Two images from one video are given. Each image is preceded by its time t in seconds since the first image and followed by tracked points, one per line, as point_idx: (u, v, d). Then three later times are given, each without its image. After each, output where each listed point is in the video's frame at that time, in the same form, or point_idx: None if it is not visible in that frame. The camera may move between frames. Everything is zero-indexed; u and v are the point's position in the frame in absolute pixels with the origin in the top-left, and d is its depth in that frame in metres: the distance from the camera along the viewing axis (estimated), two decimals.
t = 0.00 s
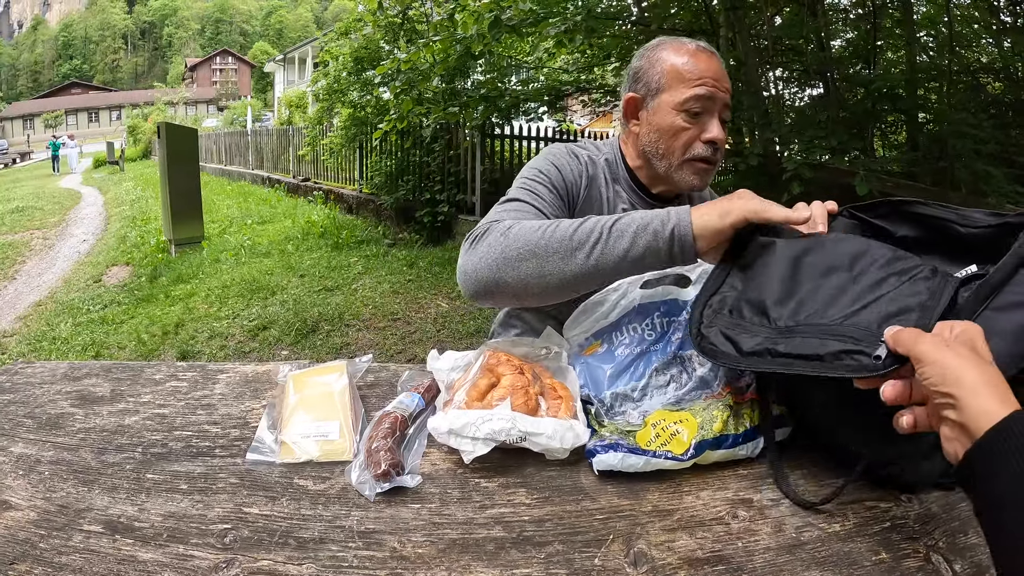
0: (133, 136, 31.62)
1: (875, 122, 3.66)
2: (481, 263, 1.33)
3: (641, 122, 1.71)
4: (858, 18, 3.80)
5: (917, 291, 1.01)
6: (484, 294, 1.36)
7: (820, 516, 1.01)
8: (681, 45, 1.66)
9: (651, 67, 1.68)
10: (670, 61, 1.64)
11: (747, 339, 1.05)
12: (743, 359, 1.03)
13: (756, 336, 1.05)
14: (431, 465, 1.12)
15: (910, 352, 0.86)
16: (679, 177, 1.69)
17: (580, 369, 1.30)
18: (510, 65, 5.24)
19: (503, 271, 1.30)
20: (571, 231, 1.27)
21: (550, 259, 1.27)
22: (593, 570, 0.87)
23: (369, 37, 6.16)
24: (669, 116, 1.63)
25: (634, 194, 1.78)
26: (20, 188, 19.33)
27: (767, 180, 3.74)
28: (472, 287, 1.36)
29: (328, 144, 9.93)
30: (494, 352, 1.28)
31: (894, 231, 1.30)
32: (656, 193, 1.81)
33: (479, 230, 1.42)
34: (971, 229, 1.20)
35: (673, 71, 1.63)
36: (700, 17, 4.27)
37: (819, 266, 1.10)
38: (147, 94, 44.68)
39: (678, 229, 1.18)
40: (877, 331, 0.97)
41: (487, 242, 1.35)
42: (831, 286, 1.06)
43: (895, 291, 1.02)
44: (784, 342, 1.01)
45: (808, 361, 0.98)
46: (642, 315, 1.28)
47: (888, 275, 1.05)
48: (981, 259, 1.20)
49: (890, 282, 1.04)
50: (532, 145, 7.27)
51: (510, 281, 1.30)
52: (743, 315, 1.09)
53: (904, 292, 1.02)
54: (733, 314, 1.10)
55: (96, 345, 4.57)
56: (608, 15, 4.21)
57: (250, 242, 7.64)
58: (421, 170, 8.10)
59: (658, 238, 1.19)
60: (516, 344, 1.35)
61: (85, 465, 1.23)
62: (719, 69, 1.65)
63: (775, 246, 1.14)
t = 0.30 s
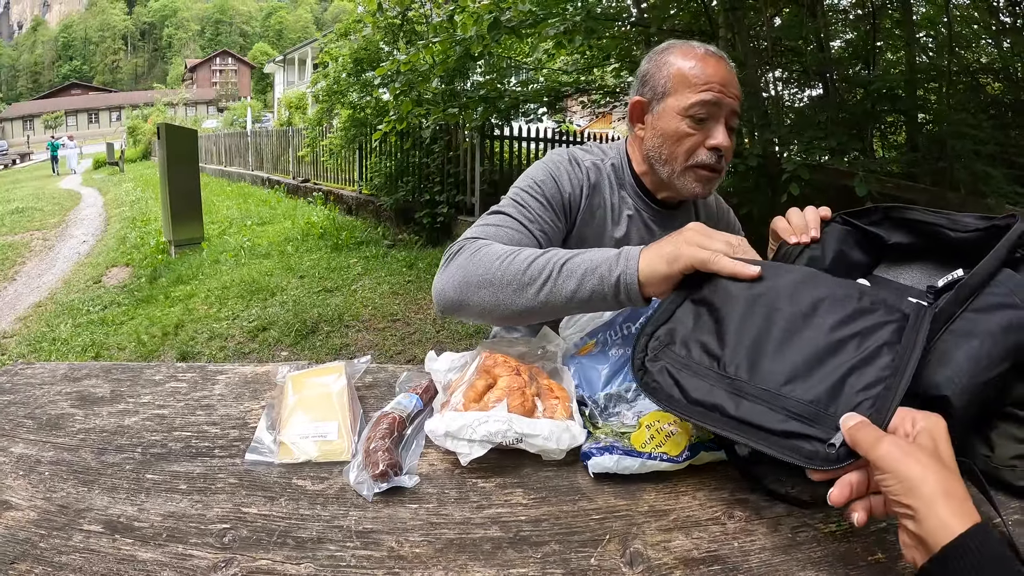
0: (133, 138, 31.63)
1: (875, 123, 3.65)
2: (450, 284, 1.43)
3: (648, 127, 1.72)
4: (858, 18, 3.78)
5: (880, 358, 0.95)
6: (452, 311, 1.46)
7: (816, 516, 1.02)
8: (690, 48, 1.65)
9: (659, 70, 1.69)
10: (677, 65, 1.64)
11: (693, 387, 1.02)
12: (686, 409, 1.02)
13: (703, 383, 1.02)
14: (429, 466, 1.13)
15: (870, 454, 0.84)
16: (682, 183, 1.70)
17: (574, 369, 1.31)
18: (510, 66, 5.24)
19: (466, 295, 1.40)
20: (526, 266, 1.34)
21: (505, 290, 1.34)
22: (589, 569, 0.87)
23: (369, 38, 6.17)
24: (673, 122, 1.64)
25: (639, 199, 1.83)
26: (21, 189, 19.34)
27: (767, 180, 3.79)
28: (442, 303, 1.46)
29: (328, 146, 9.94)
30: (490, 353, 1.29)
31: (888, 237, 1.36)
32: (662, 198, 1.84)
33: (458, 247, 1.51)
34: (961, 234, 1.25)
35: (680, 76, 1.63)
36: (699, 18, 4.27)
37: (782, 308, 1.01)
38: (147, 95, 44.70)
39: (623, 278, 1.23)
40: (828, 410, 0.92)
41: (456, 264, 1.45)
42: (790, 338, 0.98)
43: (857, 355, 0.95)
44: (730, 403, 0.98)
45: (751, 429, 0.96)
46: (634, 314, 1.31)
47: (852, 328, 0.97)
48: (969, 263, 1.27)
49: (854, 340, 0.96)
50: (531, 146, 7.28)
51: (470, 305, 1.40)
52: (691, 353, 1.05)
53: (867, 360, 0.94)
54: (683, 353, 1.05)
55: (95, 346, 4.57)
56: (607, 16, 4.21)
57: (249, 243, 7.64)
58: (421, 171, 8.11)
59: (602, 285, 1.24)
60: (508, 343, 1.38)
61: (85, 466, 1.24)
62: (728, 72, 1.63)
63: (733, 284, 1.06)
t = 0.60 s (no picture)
0: (133, 139, 31.63)
1: (875, 123, 3.64)
2: (445, 303, 1.43)
3: (657, 133, 1.71)
4: (858, 19, 3.81)
5: (887, 395, 0.93)
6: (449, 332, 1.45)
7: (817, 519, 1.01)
8: (701, 52, 1.64)
9: (668, 74, 1.67)
10: (688, 69, 1.62)
11: (697, 418, 0.99)
12: (689, 441, 0.99)
13: (707, 414, 0.99)
14: (428, 469, 1.13)
15: (885, 499, 0.84)
16: (691, 191, 1.70)
17: (574, 369, 1.32)
18: (510, 67, 5.23)
19: (461, 314, 1.39)
20: (518, 283, 1.33)
21: (498, 309, 1.33)
22: (590, 573, 0.87)
23: (369, 39, 6.16)
24: (683, 130, 1.64)
25: (645, 207, 1.82)
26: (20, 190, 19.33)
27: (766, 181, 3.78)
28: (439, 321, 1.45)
29: (328, 147, 9.94)
30: (490, 355, 1.29)
31: (887, 240, 1.36)
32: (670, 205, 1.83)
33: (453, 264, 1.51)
34: (958, 235, 1.26)
35: (690, 82, 1.62)
36: (699, 18, 4.26)
37: (789, 338, 0.97)
38: (147, 96, 44.70)
39: (616, 289, 1.22)
40: (835, 450, 0.90)
41: (452, 284, 1.44)
42: (798, 370, 0.95)
43: (865, 391, 0.93)
44: (736, 439, 0.96)
45: (756, 467, 0.94)
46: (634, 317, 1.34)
47: (860, 361, 0.94)
48: (967, 263, 1.27)
49: (863, 375, 0.94)
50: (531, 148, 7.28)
51: (466, 324, 1.39)
52: (694, 381, 1.02)
53: (874, 400, 0.93)
54: (687, 381, 1.03)
55: (95, 347, 4.57)
56: (607, 17, 4.21)
57: (249, 244, 7.64)
58: (421, 172, 8.11)
59: (596, 297, 1.24)
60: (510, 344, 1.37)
61: (83, 468, 1.23)
62: (740, 78, 1.62)
63: (739, 312, 1.02)
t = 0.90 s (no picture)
0: (133, 140, 31.64)
1: (875, 124, 3.65)
2: (449, 295, 1.35)
3: (660, 133, 1.71)
4: (858, 19, 3.87)
5: (899, 399, 0.93)
6: (458, 327, 1.37)
7: (817, 521, 1.01)
8: (708, 55, 1.62)
9: (673, 74, 1.66)
10: (692, 71, 1.62)
11: (715, 433, 1.02)
12: (708, 458, 1.02)
13: (723, 430, 1.02)
14: (429, 471, 1.13)
15: (903, 502, 0.85)
16: (690, 191, 1.70)
17: (574, 371, 1.32)
18: (510, 68, 5.22)
19: (466, 305, 1.30)
20: (521, 264, 1.23)
21: (505, 294, 1.24)
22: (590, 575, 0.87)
23: (369, 40, 6.17)
24: (684, 132, 1.63)
25: (649, 207, 1.83)
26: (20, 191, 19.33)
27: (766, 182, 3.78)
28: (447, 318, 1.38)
29: (328, 148, 9.95)
30: (491, 358, 1.27)
31: (890, 245, 1.36)
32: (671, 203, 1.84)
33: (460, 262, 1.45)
34: (962, 239, 1.26)
35: (694, 84, 1.61)
36: (699, 19, 4.26)
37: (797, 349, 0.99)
38: (147, 97, 44.70)
39: (625, 259, 1.10)
40: (849, 457, 0.91)
41: (455, 276, 1.36)
42: (808, 382, 0.97)
43: (875, 397, 0.94)
44: (752, 452, 0.98)
45: (774, 479, 0.95)
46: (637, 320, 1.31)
47: (869, 367, 0.96)
48: (968, 268, 1.29)
49: (873, 380, 0.95)
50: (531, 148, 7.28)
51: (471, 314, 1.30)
52: (710, 398, 1.05)
53: (887, 403, 0.93)
54: (701, 398, 1.05)
55: (95, 348, 4.57)
56: (607, 18, 4.22)
57: (249, 245, 7.64)
58: (421, 173, 8.12)
59: (604, 268, 1.12)
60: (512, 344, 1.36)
61: (84, 470, 1.24)
62: (746, 82, 1.60)
63: (751, 329, 1.05)
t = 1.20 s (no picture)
0: (133, 141, 31.66)
1: (875, 125, 3.65)
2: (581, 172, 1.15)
3: (644, 126, 1.68)
4: (858, 20, 3.86)
5: (900, 409, 0.92)
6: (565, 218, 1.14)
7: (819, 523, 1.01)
8: (695, 51, 1.61)
9: (660, 69, 1.65)
10: (678, 63, 1.60)
11: (713, 444, 1.01)
12: (705, 469, 1.01)
13: (721, 441, 1.01)
14: (431, 472, 1.12)
15: (904, 518, 0.83)
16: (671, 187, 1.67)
17: (575, 373, 1.31)
18: (510, 69, 5.21)
19: (614, 191, 1.12)
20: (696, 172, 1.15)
21: (675, 191, 1.12)
22: None
23: (370, 40, 6.18)
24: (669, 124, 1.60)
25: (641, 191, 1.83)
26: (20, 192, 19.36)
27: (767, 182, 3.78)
28: (559, 199, 1.16)
29: (328, 148, 9.96)
30: (492, 358, 1.27)
31: (895, 244, 1.36)
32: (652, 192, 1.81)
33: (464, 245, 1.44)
34: (965, 237, 1.25)
35: (679, 78, 1.59)
36: (699, 20, 4.26)
37: (798, 359, 0.98)
38: (148, 98, 44.74)
39: (798, 211, 1.16)
40: (850, 468, 0.90)
41: (585, 164, 1.17)
42: (808, 392, 0.96)
43: (877, 408, 0.93)
44: (752, 463, 0.97)
45: (774, 490, 0.94)
46: (639, 321, 1.31)
47: (870, 377, 0.94)
48: (971, 267, 1.28)
49: (874, 391, 0.93)
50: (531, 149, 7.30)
51: (610, 206, 1.13)
52: (706, 407, 1.04)
53: (888, 414, 0.92)
54: (698, 407, 1.05)
55: (95, 349, 4.57)
56: (607, 19, 4.22)
57: (249, 245, 7.64)
58: (421, 174, 8.13)
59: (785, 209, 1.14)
60: (514, 348, 1.32)
61: (84, 472, 1.23)
62: (730, 80, 1.60)
63: (752, 337, 1.05)
